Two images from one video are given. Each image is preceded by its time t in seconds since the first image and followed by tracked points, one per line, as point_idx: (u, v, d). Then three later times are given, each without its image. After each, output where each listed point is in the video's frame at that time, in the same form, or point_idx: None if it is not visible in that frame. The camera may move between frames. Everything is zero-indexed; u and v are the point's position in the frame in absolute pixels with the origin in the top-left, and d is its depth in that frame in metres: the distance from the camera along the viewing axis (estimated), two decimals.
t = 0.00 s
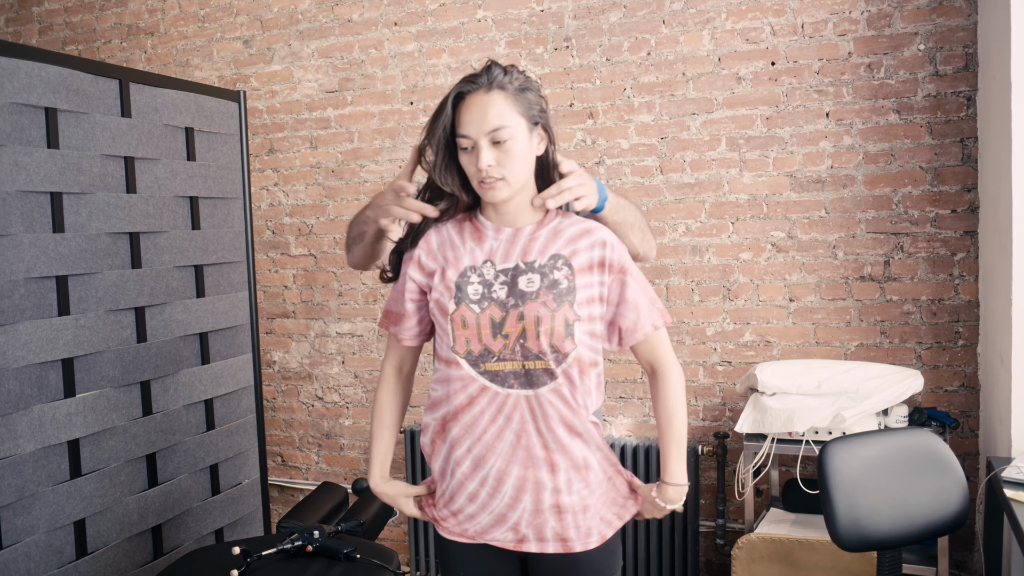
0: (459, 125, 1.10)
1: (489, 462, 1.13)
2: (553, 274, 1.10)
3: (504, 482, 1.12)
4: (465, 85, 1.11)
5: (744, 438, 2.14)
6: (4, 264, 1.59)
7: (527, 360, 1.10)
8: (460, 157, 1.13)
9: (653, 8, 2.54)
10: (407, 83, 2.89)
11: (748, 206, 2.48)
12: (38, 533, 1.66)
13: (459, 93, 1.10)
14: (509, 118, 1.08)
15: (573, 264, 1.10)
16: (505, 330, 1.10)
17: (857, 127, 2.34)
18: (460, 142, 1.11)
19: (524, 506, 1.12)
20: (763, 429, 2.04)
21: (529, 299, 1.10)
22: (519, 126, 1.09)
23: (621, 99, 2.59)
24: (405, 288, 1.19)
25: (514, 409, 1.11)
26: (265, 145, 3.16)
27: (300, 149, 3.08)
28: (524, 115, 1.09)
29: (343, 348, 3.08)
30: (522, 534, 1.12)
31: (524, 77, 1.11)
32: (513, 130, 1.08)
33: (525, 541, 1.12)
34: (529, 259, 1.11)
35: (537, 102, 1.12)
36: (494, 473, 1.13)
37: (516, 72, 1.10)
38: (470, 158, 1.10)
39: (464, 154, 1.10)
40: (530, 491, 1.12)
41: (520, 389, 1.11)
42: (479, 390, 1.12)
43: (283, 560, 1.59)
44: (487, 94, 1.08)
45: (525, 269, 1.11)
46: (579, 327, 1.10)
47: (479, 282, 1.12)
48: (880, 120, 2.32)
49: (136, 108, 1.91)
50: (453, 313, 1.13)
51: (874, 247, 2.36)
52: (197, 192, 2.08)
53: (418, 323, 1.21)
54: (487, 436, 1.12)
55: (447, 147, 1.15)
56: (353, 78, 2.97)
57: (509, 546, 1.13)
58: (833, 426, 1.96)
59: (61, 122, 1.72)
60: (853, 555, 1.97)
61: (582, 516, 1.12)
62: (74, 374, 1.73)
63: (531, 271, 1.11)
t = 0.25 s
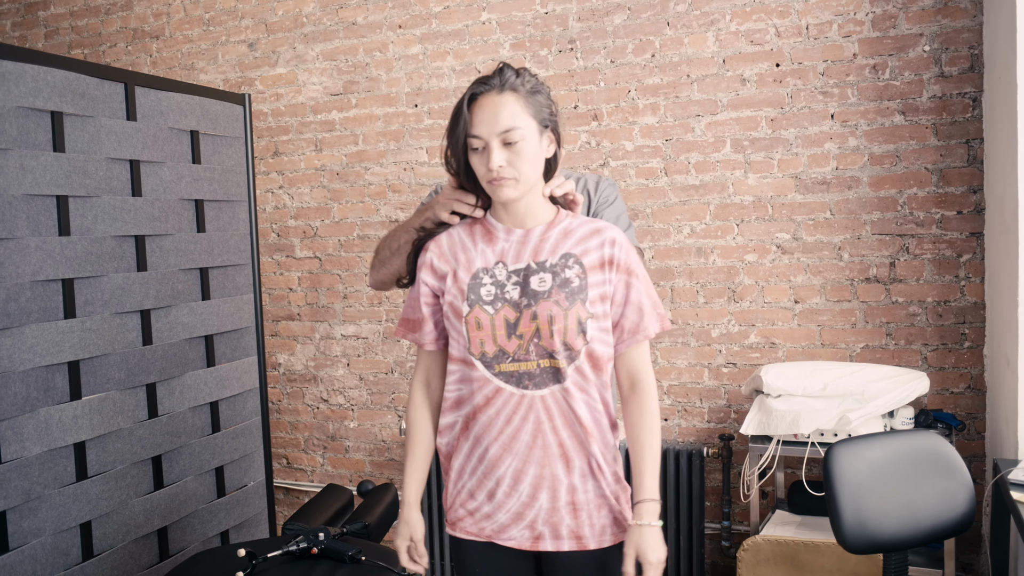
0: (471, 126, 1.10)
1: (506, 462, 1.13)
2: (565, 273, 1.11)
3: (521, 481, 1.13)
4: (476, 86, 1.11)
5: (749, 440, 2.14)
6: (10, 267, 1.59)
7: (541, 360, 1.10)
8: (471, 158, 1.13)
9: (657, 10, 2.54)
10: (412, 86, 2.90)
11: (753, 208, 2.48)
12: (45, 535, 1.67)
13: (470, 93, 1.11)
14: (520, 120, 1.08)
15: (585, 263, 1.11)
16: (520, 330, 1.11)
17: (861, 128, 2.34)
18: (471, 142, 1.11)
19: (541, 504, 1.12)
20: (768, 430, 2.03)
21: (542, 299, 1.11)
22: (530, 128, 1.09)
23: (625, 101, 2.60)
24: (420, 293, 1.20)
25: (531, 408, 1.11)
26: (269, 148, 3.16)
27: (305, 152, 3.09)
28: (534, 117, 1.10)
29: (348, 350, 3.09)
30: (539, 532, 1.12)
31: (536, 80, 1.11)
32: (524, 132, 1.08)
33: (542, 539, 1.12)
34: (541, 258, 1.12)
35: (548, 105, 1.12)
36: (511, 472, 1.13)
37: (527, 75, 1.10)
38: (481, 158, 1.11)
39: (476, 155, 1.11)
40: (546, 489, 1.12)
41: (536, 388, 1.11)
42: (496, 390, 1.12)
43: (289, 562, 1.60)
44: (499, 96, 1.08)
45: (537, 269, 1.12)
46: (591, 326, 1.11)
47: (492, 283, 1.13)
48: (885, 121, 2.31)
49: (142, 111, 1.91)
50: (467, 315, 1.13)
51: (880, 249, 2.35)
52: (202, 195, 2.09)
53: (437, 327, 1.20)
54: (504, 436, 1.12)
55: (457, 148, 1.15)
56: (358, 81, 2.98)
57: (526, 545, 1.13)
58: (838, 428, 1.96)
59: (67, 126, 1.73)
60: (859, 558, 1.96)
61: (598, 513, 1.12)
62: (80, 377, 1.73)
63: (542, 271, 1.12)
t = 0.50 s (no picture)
0: (473, 130, 1.10)
1: (511, 459, 1.12)
2: (565, 269, 1.11)
3: (526, 479, 1.12)
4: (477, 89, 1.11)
5: (748, 440, 2.14)
6: (9, 267, 1.59)
7: (543, 356, 1.11)
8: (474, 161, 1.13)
9: (656, 10, 2.53)
10: (411, 86, 2.90)
11: (752, 208, 2.48)
12: (43, 536, 1.66)
13: (472, 97, 1.10)
14: (523, 123, 1.08)
15: (585, 259, 1.11)
16: (523, 327, 1.12)
17: (860, 128, 2.34)
18: (474, 146, 1.11)
19: (544, 502, 1.12)
20: (767, 431, 2.03)
21: (543, 295, 1.11)
22: (533, 130, 1.09)
23: (624, 101, 2.59)
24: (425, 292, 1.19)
25: (535, 405, 1.11)
26: (268, 149, 3.16)
27: (304, 152, 3.09)
28: (536, 119, 1.10)
29: (347, 351, 3.09)
30: (541, 531, 1.12)
31: (535, 81, 1.11)
32: (528, 135, 1.08)
33: (545, 539, 1.12)
34: (541, 255, 1.12)
35: (548, 106, 1.12)
36: (516, 470, 1.13)
37: (528, 77, 1.10)
38: (485, 163, 1.10)
39: (479, 159, 1.11)
40: (549, 487, 1.12)
41: (539, 384, 1.11)
42: (501, 386, 1.12)
43: (287, 563, 1.59)
44: (501, 100, 1.08)
45: (538, 265, 1.12)
46: (594, 322, 1.11)
47: (496, 280, 1.13)
48: (884, 121, 2.31)
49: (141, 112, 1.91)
50: (470, 312, 1.13)
51: (879, 249, 2.35)
52: (201, 195, 2.08)
53: (442, 326, 1.19)
54: (508, 432, 1.12)
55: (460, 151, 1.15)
56: (357, 81, 2.98)
57: (528, 545, 1.13)
58: (838, 428, 1.96)
59: (66, 126, 1.73)
60: (859, 559, 1.96)
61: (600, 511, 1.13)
62: (79, 377, 1.73)
63: (543, 267, 1.12)
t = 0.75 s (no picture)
0: (472, 132, 1.10)
1: (507, 462, 1.12)
2: (565, 270, 1.11)
3: (522, 481, 1.12)
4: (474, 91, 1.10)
5: (745, 442, 2.14)
6: (5, 268, 1.59)
7: (542, 358, 1.10)
8: (472, 163, 1.13)
9: (653, 12, 2.54)
10: (408, 87, 2.90)
11: (749, 209, 2.48)
12: (39, 537, 1.66)
13: (469, 99, 1.10)
14: (522, 125, 1.08)
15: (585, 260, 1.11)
16: (522, 328, 1.11)
17: (857, 130, 2.34)
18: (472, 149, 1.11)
19: (541, 505, 1.12)
20: (764, 433, 2.03)
21: (543, 296, 1.11)
22: (533, 132, 1.09)
23: (621, 103, 2.60)
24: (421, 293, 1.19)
25: (533, 407, 1.11)
26: (265, 150, 3.16)
27: (301, 153, 3.09)
28: (535, 121, 1.10)
29: (343, 352, 3.08)
30: (538, 535, 1.12)
31: (533, 83, 1.11)
32: (527, 137, 1.08)
33: (541, 543, 1.12)
34: (541, 257, 1.12)
35: (547, 108, 1.12)
36: (513, 472, 1.13)
37: (526, 79, 1.10)
38: (484, 165, 1.10)
39: (478, 161, 1.10)
40: (547, 490, 1.12)
41: (538, 386, 1.11)
42: (499, 388, 1.12)
43: (283, 564, 1.59)
44: (500, 102, 1.08)
45: (538, 266, 1.12)
46: (593, 323, 1.11)
47: (494, 281, 1.13)
48: (880, 123, 2.32)
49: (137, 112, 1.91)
50: (468, 313, 1.13)
51: (875, 250, 2.35)
52: (198, 196, 2.08)
53: (439, 327, 1.19)
54: (506, 433, 1.12)
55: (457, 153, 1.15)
56: (354, 82, 2.98)
57: (525, 548, 1.13)
58: (834, 429, 1.96)
59: (62, 127, 1.72)
60: (855, 561, 1.96)
61: (597, 514, 1.13)
62: (75, 378, 1.73)
63: (543, 268, 1.12)
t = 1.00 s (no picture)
0: (475, 131, 1.10)
1: (506, 464, 1.13)
2: (566, 272, 1.11)
3: (521, 484, 1.12)
4: (478, 88, 1.10)
5: (745, 443, 2.14)
6: (6, 268, 1.59)
7: (543, 359, 1.11)
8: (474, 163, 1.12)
9: (654, 13, 2.54)
10: (409, 88, 2.90)
11: (749, 210, 2.48)
12: (39, 537, 1.66)
13: (473, 97, 1.10)
14: (526, 126, 1.08)
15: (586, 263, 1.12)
16: (522, 329, 1.11)
17: (858, 132, 2.35)
18: (475, 147, 1.10)
19: (541, 507, 1.12)
20: (764, 433, 2.03)
21: (544, 296, 1.11)
22: (536, 133, 1.09)
23: (622, 104, 2.60)
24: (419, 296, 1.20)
25: (532, 410, 1.11)
26: (266, 150, 3.16)
27: (302, 153, 3.09)
28: (539, 121, 1.10)
29: (344, 352, 3.09)
30: (538, 538, 1.12)
31: (537, 84, 1.11)
32: (530, 138, 1.08)
33: (541, 546, 1.12)
34: (542, 259, 1.12)
35: (551, 108, 1.12)
36: (512, 475, 1.13)
37: (530, 79, 1.10)
38: (487, 165, 1.10)
39: (481, 160, 1.10)
40: (547, 492, 1.12)
41: (538, 387, 1.11)
42: (498, 390, 1.12)
43: (283, 565, 1.59)
44: (504, 101, 1.07)
45: (540, 268, 1.12)
46: (594, 325, 1.11)
47: (494, 282, 1.13)
48: (881, 124, 2.32)
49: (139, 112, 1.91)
50: (468, 315, 1.13)
51: (875, 252, 2.35)
52: (199, 196, 2.08)
53: (436, 328, 1.20)
54: (506, 435, 1.12)
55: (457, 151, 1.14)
56: (355, 83, 2.98)
57: (525, 551, 1.13)
58: (835, 431, 1.96)
59: (63, 126, 1.73)
60: (855, 562, 1.96)
61: (597, 516, 1.13)
62: (75, 378, 1.73)
63: (544, 270, 1.12)
